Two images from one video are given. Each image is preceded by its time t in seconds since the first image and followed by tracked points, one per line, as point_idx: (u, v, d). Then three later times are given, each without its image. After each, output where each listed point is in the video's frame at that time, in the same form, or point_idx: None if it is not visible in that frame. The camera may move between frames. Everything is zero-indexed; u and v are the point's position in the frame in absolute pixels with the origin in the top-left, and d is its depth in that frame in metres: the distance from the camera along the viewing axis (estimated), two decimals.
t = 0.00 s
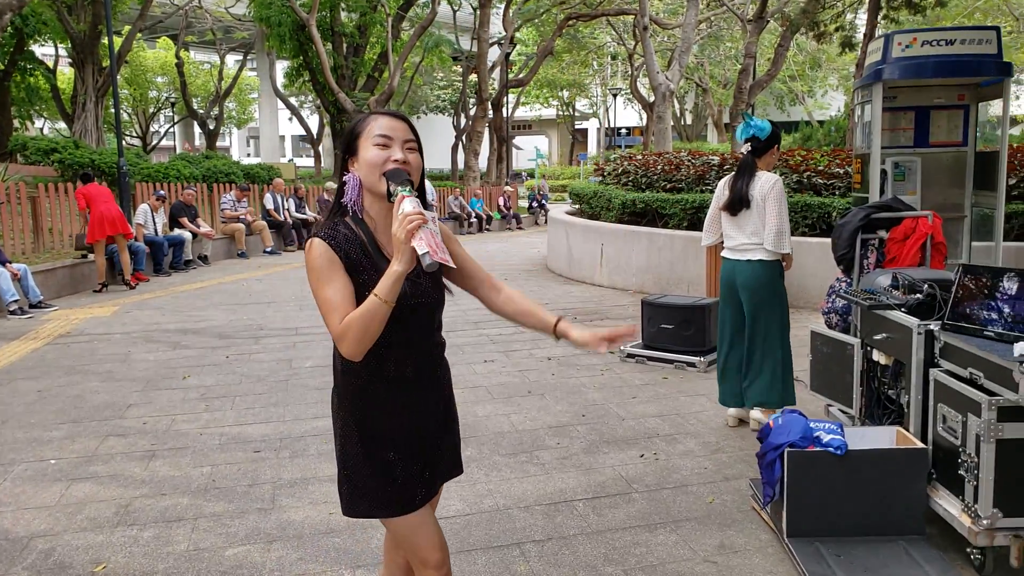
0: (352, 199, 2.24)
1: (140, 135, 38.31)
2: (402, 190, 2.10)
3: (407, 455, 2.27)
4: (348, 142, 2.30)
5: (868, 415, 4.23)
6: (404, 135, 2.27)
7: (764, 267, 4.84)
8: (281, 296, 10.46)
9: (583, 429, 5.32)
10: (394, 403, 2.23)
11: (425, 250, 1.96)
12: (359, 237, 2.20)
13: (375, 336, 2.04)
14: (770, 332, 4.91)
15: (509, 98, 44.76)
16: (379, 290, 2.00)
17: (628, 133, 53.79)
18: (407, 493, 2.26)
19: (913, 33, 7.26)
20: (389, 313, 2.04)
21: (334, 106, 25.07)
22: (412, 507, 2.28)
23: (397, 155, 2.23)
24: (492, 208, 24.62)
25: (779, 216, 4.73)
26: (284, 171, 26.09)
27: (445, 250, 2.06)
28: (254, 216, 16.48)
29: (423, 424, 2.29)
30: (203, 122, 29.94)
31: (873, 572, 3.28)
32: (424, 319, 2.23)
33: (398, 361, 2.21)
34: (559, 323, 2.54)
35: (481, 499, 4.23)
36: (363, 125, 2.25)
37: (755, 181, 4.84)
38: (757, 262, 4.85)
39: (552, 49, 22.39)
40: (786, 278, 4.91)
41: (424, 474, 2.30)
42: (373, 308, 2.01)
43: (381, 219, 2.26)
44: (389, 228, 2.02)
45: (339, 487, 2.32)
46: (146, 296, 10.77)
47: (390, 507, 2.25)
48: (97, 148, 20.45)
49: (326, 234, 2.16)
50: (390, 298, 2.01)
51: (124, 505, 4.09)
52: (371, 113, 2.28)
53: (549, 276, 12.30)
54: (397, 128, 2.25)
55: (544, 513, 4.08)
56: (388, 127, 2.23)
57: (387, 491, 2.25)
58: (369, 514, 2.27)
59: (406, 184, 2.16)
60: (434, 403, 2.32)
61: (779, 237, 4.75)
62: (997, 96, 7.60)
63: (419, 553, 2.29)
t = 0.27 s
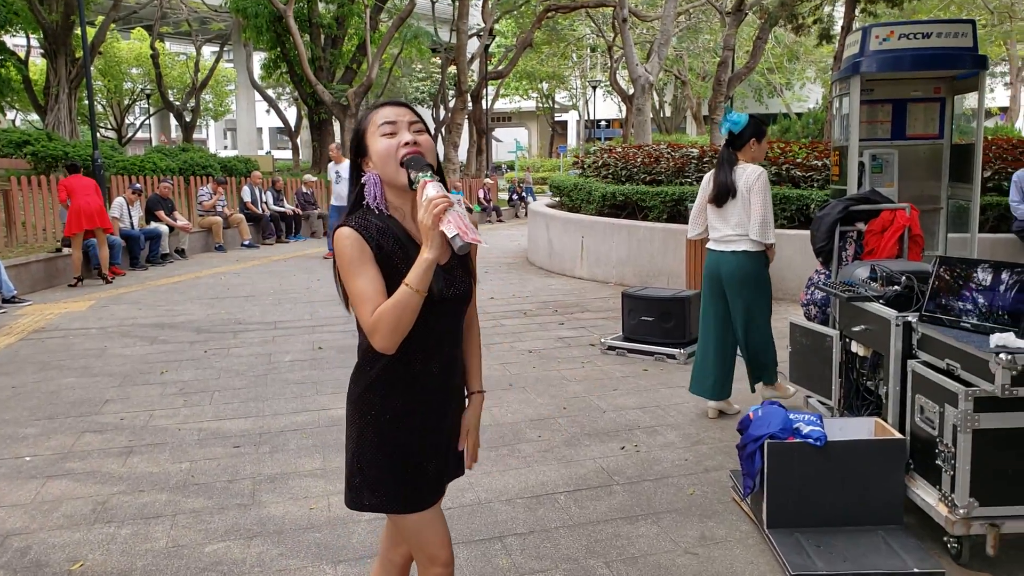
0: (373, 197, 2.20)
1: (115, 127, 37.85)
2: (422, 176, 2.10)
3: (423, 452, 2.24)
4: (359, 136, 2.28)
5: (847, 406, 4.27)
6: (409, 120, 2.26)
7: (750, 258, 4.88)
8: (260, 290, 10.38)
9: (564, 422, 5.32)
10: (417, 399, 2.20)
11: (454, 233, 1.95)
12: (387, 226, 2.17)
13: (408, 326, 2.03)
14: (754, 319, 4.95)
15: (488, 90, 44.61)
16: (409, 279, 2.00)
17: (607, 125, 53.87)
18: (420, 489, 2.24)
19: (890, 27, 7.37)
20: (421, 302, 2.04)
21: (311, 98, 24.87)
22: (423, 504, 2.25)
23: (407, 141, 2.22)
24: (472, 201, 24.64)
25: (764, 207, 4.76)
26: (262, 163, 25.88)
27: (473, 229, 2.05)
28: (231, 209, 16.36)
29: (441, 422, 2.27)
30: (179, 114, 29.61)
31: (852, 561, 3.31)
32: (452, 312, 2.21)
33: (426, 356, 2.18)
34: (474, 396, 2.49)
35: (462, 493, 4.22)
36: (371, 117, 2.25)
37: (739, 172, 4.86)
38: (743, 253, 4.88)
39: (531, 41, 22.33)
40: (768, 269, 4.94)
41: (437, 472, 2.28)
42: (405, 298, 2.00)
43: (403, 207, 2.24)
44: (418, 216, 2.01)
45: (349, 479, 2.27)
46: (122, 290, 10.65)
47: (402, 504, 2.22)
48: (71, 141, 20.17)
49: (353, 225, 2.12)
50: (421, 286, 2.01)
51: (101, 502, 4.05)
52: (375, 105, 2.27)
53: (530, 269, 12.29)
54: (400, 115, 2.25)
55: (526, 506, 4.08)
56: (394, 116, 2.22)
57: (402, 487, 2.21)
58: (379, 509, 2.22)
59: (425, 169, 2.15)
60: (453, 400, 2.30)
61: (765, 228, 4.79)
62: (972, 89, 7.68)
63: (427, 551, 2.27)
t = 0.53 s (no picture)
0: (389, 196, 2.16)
1: (94, 122, 37.48)
2: (437, 176, 2.02)
3: (432, 454, 2.19)
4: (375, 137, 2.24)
5: (829, 401, 4.26)
6: (428, 121, 2.20)
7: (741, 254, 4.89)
8: (241, 286, 10.30)
9: (547, 418, 5.31)
10: (429, 400, 2.15)
11: (465, 231, 1.83)
12: (406, 228, 2.12)
13: (425, 329, 1.96)
14: (744, 314, 4.94)
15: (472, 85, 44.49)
16: (425, 282, 1.92)
17: (591, 119, 53.96)
18: (427, 491, 2.20)
19: (870, 22, 7.37)
20: (437, 304, 1.95)
21: (294, 92, 24.70)
22: (427, 506, 2.21)
23: (423, 143, 2.17)
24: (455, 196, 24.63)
25: (752, 206, 4.76)
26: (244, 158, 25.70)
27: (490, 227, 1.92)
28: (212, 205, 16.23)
29: (452, 424, 2.22)
30: (160, 109, 29.33)
31: (833, 557, 3.31)
32: (469, 313, 2.15)
33: (442, 357, 2.13)
34: (508, 391, 2.51)
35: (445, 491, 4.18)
36: (386, 117, 2.20)
37: (731, 170, 4.87)
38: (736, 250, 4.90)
39: (514, 36, 22.27)
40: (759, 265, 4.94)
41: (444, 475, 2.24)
42: (421, 301, 1.92)
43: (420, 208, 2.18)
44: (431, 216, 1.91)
45: (355, 476, 2.23)
46: (101, 287, 10.54)
47: (405, 506, 2.18)
48: (49, 136, 19.93)
49: (369, 229, 2.08)
50: (437, 289, 1.92)
51: (79, 503, 3.99)
52: (392, 105, 2.22)
53: (513, 264, 12.27)
54: (417, 114, 2.18)
55: (509, 504, 4.06)
56: (410, 116, 2.16)
57: (406, 488, 2.18)
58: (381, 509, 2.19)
59: (440, 170, 2.08)
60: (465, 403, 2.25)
61: (754, 226, 4.79)
62: (952, 84, 7.72)
63: (427, 554, 2.24)
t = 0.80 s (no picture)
0: (387, 190, 2.14)
1: (74, 119, 37.12)
2: (437, 171, 2.00)
3: (424, 456, 2.17)
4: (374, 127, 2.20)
5: (811, 399, 4.27)
6: (432, 113, 2.18)
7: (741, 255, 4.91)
8: (223, 286, 10.22)
9: (530, 418, 5.29)
10: (421, 402, 2.13)
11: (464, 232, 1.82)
12: (403, 225, 2.10)
13: (421, 330, 1.95)
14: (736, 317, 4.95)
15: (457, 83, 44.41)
16: (421, 281, 1.91)
17: (575, 118, 54.02)
18: (419, 495, 2.17)
19: (851, 21, 7.40)
20: (433, 305, 1.94)
21: (277, 90, 24.54)
22: (419, 508, 2.19)
23: (427, 135, 2.14)
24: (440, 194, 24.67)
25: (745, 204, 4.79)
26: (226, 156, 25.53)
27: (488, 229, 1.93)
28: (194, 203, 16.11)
29: (445, 425, 2.19)
30: (141, 106, 29.07)
31: (816, 556, 3.31)
32: (461, 314, 2.13)
33: (433, 358, 2.11)
34: (501, 380, 2.49)
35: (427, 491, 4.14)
36: (390, 106, 2.17)
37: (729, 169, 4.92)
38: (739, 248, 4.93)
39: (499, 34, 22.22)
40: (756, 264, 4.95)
41: (438, 478, 2.20)
42: (417, 300, 1.91)
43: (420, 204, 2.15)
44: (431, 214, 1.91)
45: (349, 479, 2.21)
46: (81, 286, 10.43)
47: (399, 508, 2.16)
48: (28, 133, 19.72)
49: (366, 224, 2.05)
50: (434, 289, 1.92)
51: (55, 506, 3.94)
52: (396, 95, 2.18)
53: (497, 263, 12.25)
54: (421, 106, 2.16)
55: (491, 505, 4.04)
56: (414, 109, 2.13)
57: (398, 491, 2.15)
58: (373, 512, 2.16)
59: (442, 164, 2.05)
60: (459, 406, 2.22)
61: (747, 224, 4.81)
62: (932, 84, 7.76)
63: (422, 558, 2.21)
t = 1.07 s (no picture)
0: (375, 182, 2.15)
1: (55, 119, 36.77)
2: (426, 164, 2.00)
3: (416, 450, 2.17)
4: (362, 119, 2.20)
5: (795, 397, 4.30)
6: (421, 106, 2.18)
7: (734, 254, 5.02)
8: (206, 286, 10.15)
9: (515, 417, 5.29)
10: (409, 397, 2.13)
11: (450, 226, 1.82)
12: (390, 221, 2.11)
13: (409, 325, 1.95)
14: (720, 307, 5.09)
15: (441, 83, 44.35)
16: (409, 276, 1.91)
17: (560, 117, 54.08)
18: (409, 490, 2.17)
19: (834, 21, 7.46)
20: (422, 300, 1.94)
21: (260, 90, 24.41)
22: (410, 503, 2.19)
23: (417, 127, 2.14)
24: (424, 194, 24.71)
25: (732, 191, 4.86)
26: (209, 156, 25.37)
27: (477, 222, 1.92)
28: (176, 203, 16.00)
29: (438, 421, 2.19)
30: (123, 106, 28.84)
31: (800, 553, 3.33)
32: (449, 309, 2.13)
33: (421, 354, 2.11)
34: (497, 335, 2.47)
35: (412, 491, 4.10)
36: (378, 99, 2.17)
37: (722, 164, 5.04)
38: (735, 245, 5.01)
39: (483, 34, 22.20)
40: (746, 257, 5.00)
41: (431, 474, 2.20)
42: (405, 295, 1.91)
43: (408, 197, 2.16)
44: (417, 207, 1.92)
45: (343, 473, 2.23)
46: (62, 287, 10.33)
47: (389, 503, 2.16)
48: (8, 133, 19.52)
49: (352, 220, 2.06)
50: (422, 284, 1.92)
51: (36, 509, 3.89)
52: (384, 87, 2.18)
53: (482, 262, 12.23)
54: (410, 98, 2.16)
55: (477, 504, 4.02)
56: (403, 102, 2.14)
57: (387, 485, 2.15)
58: (365, 507, 2.17)
59: (430, 156, 2.05)
60: (453, 402, 2.21)
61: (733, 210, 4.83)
62: (913, 83, 7.83)
63: (410, 552, 2.22)
